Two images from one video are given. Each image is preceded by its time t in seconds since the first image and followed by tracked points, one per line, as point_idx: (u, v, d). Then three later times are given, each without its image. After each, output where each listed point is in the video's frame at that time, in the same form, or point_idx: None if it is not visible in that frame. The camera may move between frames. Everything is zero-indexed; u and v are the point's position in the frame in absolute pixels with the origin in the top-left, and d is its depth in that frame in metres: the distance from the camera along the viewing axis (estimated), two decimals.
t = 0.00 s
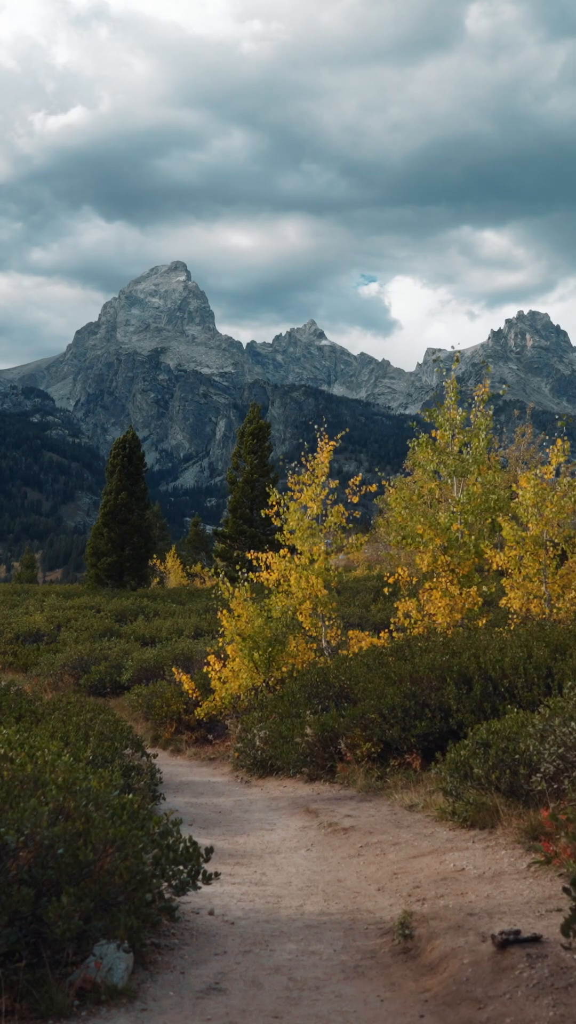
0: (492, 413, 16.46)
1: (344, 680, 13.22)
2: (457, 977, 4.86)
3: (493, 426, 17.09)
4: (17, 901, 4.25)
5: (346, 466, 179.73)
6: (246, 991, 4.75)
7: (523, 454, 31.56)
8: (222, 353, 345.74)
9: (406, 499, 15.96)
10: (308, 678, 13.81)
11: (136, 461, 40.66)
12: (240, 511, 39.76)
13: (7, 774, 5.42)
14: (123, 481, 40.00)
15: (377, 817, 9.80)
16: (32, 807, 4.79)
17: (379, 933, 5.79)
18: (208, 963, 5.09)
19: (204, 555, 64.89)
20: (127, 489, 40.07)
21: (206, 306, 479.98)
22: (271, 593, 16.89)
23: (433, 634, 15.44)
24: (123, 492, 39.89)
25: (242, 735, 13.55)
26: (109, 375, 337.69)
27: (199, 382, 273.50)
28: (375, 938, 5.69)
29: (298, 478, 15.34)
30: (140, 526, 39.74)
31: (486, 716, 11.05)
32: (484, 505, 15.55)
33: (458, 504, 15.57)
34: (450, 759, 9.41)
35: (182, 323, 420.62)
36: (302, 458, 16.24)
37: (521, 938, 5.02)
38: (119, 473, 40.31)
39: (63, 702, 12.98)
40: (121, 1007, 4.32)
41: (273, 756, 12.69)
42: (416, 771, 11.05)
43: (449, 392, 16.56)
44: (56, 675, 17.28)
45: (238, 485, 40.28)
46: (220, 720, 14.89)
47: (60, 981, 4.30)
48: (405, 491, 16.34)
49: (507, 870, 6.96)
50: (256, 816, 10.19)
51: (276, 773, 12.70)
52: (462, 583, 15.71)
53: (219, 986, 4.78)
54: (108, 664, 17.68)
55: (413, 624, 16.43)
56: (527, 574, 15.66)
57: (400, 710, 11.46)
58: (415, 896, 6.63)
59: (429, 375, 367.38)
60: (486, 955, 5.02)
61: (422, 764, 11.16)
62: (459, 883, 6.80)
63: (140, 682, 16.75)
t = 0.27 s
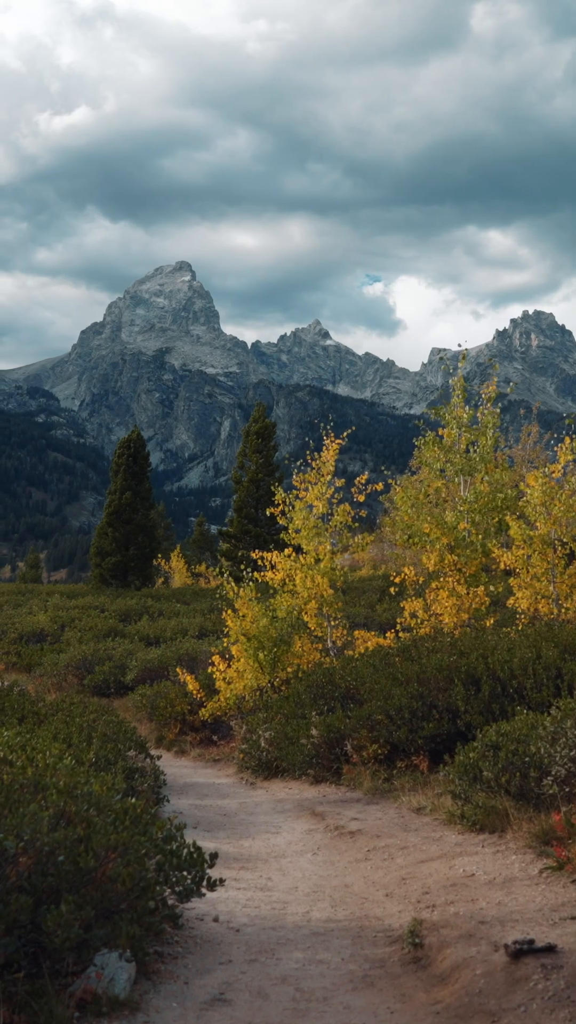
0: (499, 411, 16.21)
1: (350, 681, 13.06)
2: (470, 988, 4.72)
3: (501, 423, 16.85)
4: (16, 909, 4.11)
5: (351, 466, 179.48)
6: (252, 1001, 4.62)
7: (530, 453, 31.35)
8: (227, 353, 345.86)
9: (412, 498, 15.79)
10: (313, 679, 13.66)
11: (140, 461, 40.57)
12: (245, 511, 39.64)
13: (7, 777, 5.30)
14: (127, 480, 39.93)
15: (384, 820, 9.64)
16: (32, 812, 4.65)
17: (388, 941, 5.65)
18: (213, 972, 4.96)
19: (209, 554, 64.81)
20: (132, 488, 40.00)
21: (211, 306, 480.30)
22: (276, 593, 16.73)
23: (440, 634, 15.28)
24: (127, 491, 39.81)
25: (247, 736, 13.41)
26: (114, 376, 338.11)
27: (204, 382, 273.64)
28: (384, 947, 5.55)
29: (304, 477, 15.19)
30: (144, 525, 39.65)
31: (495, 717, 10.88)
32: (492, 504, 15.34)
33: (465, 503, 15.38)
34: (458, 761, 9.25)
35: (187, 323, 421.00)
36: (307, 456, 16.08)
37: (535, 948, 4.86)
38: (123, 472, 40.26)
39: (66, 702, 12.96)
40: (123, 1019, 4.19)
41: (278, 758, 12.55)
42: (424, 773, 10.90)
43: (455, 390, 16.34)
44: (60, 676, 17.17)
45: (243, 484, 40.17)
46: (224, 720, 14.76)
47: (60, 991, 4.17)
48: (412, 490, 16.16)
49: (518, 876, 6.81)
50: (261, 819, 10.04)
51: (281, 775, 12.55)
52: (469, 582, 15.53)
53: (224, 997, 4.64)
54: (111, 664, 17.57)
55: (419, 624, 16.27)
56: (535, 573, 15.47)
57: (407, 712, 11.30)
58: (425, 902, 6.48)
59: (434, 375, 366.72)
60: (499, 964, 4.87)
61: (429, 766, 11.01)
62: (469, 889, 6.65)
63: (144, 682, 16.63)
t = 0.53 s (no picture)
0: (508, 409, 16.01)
1: (357, 682, 12.91)
2: (483, 999, 4.56)
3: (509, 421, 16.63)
4: (14, 918, 3.97)
5: (358, 466, 179.18)
6: (258, 1012, 4.47)
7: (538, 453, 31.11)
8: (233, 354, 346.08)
9: (420, 497, 15.61)
10: (320, 679, 13.51)
11: (147, 461, 40.52)
12: (251, 511, 39.54)
13: (7, 780, 5.17)
14: (134, 480, 39.92)
15: (392, 823, 9.49)
16: (31, 817, 4.52)
17: (398, 949, 5.49)
18: (218, 982, 4.82)
19: (215, 555, 64.77)
20: (138, 488, 39.96)
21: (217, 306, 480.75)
22: (282, 593, 16.59)
23: (448, 635, 15.10)
24: (134, 491, 39.78)
25: (254, 737, 13.28)
26: (121, 376, 338.84)
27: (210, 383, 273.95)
28: (394, 955, 5.40)
29: (310, 475, 15.04)
30: (151, 525, 39.60)
31: (505, 719, 10.69)
32: (500, 503, 15.13)
33: (474, 502, 15.17)
34: (468, 764, 9.08)
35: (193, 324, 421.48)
36: (314, 454, 15.94)
37: (550, 958, 4.71)
38: (130, 472, 40.26)
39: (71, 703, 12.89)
40: None
41: (285, 760, 12.40)
42: (432, 775, 10.74)
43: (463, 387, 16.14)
44: (65, 676, 17.08)
45: (250, 484, 40.07)
46: (231, 721, 14.64)
47: (60, 1003, 4.03)
48: (419, 489, 15.98)
49: (530, 882, 6.64)
50: (267, 822, 9.91)
51: (288, 777, 12.41)
52: (477, 582, 15.34)
53: (229, 1008, 4.51)
54: (117, 664, 17.47)
55: (427, 624, 16.09)
56: (545, 573, 15.26)
57: (416, 713, 11.14)
58: (435, 909, 6.32)
59: (441, 375, 365.95)
60: (513, 975, 4.71)
61: (438, 768, 10.85)
62: (480, 895, 6.49)
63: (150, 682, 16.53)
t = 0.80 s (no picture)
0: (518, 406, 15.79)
1: (366, 683, 12.75)
2: (497, 1012, 4.42)
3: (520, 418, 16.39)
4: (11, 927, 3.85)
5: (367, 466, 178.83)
6: None
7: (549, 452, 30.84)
8: (241, 354, 346.32)
9: (429, 495, 15.44)
10: (329, 680, 13.38)
11: (155, 461, 40.51)
12: (260, 511, 39.44)
13: (7, 784, 5.05)
14: (142, 480, 39.90)
15: (403, 826, 9.33)
16: (30, 822, 4.40)
17: (409, 958, 5.34)
18: (223, 992, 4.69)
19: (224, 555, 64.76)
20: (147, 488, 39.95)
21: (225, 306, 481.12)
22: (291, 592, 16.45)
23: (458, 635, 14.92)
24: (142, 491, 39.76)
25: (262, 738, 13.14)
26: (130, 377, 339.69)
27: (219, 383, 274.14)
28: (404, 964, 5.25)
29: (319, 474, 14.91)
30: (159, 525, 39.56)
31: (516, 720, 10.51)
32: (511, 501, 14.91)
33: (484, 500, 14.97)
34: (480, 766, 8.91)
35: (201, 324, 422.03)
36: (322, 453, 15.79)
37: (567, 970, 4.56)
38: (138, 471, 40.27)
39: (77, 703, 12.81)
40: None
41: (294, 761, 12.25)
42: (443, 777, 10.57)
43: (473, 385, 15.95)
44: (73, 676, 17.01)
45: (258, 483, 39.99)
46: (239, 722, 14.52)
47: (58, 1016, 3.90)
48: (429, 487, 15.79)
49: (545, 888, 6.48)
50: (276, 824, 9.78)
51: (296, 779, 12.26)
52: (488, 581, 15.14)
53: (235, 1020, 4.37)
54: (125, 664, 17.38)
55: (437, 624, 15.91)
56: (556, 572, 15.03)
57: (426, 714, 10.98)
58: (447, 916, 6.17)
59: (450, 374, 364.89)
60: (528, 988, 4.56)
61: (449, 770, 10.68)
62: (494, 902, 6.33)
63: (158, 682, 16.45)
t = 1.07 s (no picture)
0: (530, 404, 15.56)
1: (377, 683, 12.59)
2: None
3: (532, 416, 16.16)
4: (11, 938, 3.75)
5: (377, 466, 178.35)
6: None
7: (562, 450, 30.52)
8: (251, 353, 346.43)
9: (440, 494, 15.24)
10: (339, 680, 13.23)
11: (164, 460, 40.47)
12: (270, 510, 39.32)
13: (7, 791, 4.95)
14: (152, 479, 39.87)
15: (414, 829, 9.17)
16: (30, 830, 4.29)
17: (421, 968, 5.20)
18: (230, 1003, 4.57)
19: (234, 554, 64.69)
20: (157, 487, 39.92)
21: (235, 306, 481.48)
22: (300, 591, 16.30)
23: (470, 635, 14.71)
24: (152, 490, 39.72)
25: (272, 739, 13.01)
26: (140, 377, 340.57)
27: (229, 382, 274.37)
28: (416, 974, 5.11)
29: (328, 472, 14.75)
30: (169, 524, 39.52)
31: (529, 722, 10.33)
32: (523, 499, 14.70)
33: (495, 498, 14.75)
34: (492, 769, 8.74)
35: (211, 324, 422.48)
36: (331, 451, 15.63)
37: None
38: (148, 471, 40.25)
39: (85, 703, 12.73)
40: None
41: (303, 763, 12.11)
42: (455, 779, 10.41)
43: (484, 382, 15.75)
44: (82, 676, 16.95)
45: (268, 483, 39.88)
46: (248, 722, 14.39)
47: None
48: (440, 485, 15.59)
49: (561, 895, 6.32)
50: (285, 826, 9.65)
51: (306, 780, 12.12)
52: (499, 581, 14.93)
53: None
54: (134, 664, 17.30)
55: (448, 624, 15.72)
56: (569, 571, 14.80)
57: (437, 716, 10.81)
58: (460, 923, 6.03)
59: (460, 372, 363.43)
60: (545, 999, 4.42)
61: (461, 772, 10.52)
62: (508, 908, 6.17)
63: (167, 682, 16.36)
